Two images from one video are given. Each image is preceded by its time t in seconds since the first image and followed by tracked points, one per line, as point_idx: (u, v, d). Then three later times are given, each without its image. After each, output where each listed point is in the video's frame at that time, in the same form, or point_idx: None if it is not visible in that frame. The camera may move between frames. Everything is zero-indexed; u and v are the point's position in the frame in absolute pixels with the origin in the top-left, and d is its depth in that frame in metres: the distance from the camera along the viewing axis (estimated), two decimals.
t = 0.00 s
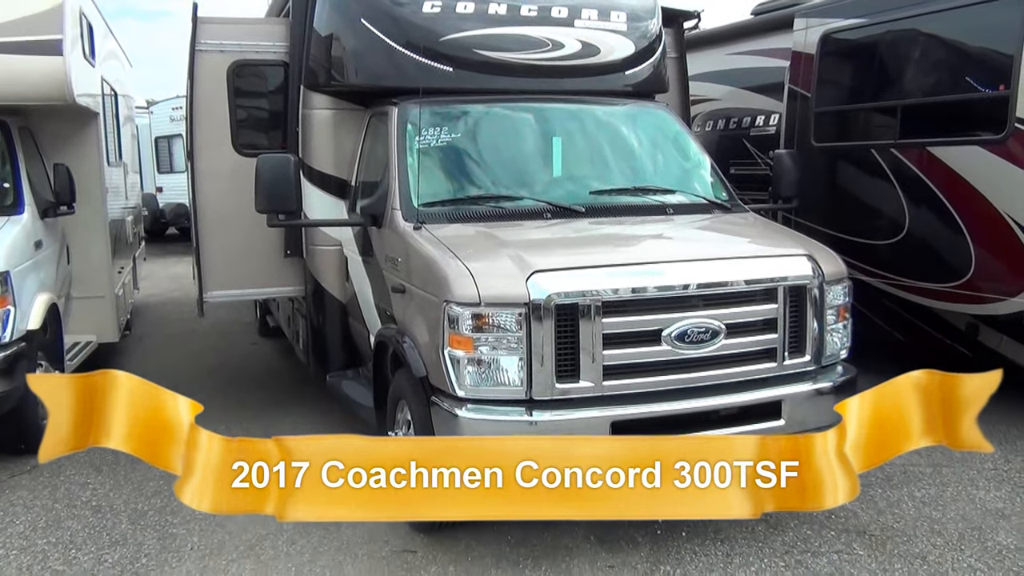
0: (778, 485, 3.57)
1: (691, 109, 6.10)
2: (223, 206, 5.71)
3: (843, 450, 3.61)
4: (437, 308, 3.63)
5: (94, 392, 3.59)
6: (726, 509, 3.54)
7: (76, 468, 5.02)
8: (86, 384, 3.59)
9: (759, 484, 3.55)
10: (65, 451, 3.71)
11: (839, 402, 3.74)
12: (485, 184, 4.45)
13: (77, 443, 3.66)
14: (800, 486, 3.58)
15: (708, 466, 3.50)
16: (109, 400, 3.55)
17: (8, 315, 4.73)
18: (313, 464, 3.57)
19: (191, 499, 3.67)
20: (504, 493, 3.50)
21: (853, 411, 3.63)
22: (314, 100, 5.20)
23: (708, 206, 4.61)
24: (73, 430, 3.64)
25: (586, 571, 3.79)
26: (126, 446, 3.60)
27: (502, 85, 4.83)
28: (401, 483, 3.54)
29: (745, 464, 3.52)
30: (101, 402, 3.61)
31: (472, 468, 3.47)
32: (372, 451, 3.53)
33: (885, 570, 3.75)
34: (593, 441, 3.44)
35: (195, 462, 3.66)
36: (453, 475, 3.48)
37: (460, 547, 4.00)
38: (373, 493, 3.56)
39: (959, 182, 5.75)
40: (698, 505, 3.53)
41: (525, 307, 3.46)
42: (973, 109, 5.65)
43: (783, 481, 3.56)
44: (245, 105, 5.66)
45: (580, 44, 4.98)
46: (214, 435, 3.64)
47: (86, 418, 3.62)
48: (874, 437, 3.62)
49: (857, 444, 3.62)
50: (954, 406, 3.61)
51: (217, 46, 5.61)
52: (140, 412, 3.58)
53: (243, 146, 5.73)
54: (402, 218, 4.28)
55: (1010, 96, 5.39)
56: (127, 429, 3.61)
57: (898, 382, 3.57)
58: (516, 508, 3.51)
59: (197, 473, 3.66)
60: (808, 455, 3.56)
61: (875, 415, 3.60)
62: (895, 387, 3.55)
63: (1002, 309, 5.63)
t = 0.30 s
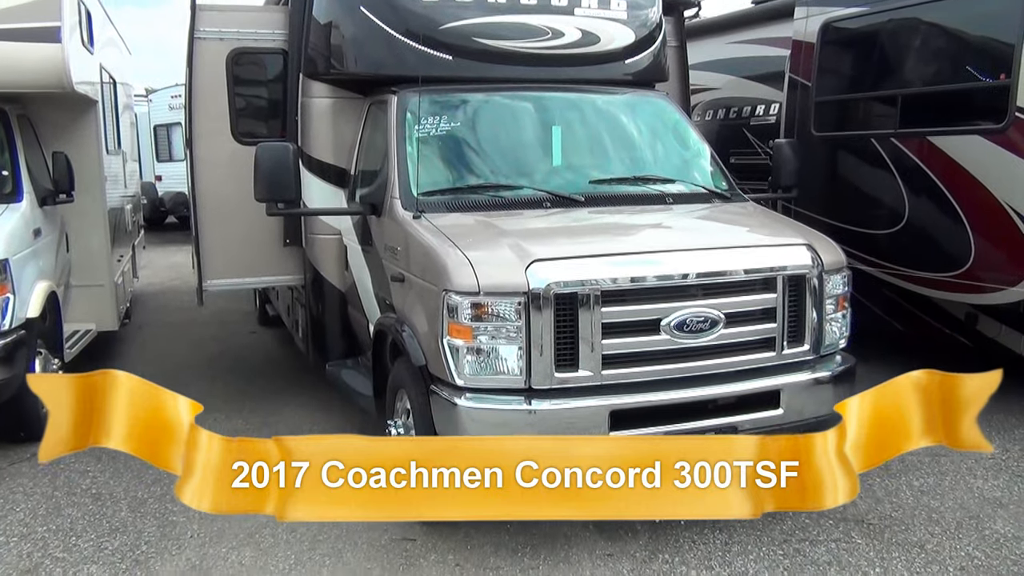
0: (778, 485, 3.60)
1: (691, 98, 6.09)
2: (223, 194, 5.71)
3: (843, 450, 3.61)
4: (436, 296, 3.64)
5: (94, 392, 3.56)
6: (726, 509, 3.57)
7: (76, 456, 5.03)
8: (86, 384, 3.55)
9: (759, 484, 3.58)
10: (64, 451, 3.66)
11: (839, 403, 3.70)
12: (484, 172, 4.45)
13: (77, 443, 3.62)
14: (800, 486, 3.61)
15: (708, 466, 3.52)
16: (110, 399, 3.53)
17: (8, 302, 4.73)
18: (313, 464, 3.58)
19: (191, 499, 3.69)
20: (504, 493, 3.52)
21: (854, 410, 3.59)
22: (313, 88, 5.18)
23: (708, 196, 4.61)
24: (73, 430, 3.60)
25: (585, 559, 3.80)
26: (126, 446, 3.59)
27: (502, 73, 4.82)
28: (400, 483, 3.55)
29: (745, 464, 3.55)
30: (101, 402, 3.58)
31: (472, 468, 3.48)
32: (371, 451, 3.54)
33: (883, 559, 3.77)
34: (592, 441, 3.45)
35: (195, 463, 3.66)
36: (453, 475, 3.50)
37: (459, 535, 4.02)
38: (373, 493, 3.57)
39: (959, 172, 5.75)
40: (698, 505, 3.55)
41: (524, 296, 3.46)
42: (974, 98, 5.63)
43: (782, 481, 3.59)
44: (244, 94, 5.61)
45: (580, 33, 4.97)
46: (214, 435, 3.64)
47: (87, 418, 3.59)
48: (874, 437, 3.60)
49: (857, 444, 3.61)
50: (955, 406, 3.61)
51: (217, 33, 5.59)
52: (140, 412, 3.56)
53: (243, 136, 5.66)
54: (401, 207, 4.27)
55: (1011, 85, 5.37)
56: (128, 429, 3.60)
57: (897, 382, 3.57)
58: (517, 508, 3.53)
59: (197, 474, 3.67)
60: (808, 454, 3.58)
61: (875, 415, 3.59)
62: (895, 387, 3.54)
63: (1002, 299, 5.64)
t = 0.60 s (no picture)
0: (778, 485, 3.61)
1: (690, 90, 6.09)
2: (222, 186, 5.70)
3: (843, 450, 3.61)
4: (435, 288, 3.64)
5: (94, 392, 3.58)
6: (726, 509, 3.57)
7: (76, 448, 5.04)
8: (86, 384, 3.57)
9: (759, 484, 3.58)
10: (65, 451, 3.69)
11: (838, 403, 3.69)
12: (483, 164, 4.45)
13: (77, 443, 3.64)
14: (800, 486, 3.61)
15: (708, 466, 3.53)
16: (109, 399, 3.54)
17: (8, 295, 4.73)
18: (312, 464, 3.60)
19: (191, 499, 3.70)
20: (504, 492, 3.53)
21: (854, 410, 3.60)
22: (313, 79, 5.17)
23: (708, 188, 4.61)
24: (73, 430, 3.62)
25: (585, 551, 3.81)
26: (126, 446, 3.60)
27: (502, 65, 4.81)
28: (401, 483, 3.57)
29: (745, 464, 3.56)
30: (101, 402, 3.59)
31: (472, 467, 3.49)
32: (371, 451, 3.56)
33: (882, 550, 3.78)
34: (592, 441, 3.47)
35: (195, 463, 3.67)
36: (453, 475, 3.51)
37: (459, 526, 4.03)
38: (373, 492, 3.59)
39: (959, 163, 5.74)
40: (698, 505, 3.56)
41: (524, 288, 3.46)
42: (975, 90, 5.61)
43: (783, 481, 3.60)
44: (243, 86, 5.61)
45: (580, 24, 4.96)
46: (214, 435, 3.66)
47: (87, 418, 3.61)
48: (874, 437, 3.61)
49: (857, 443, 3.61)
50: (954, 406, 3.63)
51: (215, 25, 5.57)
52: (140, 411, 3.58)
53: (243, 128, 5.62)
54: (401, 199, 4.27)
55: (1011, 76, 5.37)
56: (128, 428, 3.61)
57: (898, 382, 3.58)
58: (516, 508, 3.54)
59: (197, 474, 3.68)
60: (808, 455, 3.59)
61: (875, 415, 3.60)
62: (896, 387, 3.56)
63: (1002, 290, 5.64)
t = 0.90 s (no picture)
0: (778, 485, 3.64)
1: (691, 85, 6.08)
2: (223, 181, 5.69)
3: (843, 451, 3.63)
4: (435, 283, 3.65)
5: (94, 393, 3.56)
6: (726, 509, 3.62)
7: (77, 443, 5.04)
8: (86, 384, 3.55)
9: (759, 484, 3.62)
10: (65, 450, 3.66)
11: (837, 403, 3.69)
12: (483, 158, 4.44)
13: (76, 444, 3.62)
14: (800, 486, 3.65)
15: (708, 467, 3.57)
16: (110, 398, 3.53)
17: (8, 290, 4.74)
18: (312, 464, 3.66)
19: (191, 499, 3.73)
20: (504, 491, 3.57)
21: (854, 410, 3.60)
22: (313, 74, 5.16)
23: (708, 182, 4.61)
24: (72, 430, 3.60)
25: (585, 546, 3.82)
26: (126, 446, 3.59)
27: (503, 60, 4.81)
28: (401, 483, 3.62)
29: (745, 464, 3.59)
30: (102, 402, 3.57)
31: (471, 468, 3.52)
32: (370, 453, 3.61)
33: (881, 545, 3.78)
34: (591, 441, 3.48)
35: (196, 464, 3.70)
36: (454, 475, 3.55)
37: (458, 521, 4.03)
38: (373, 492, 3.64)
39: (960, 158, 5.73)
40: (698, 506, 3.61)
41: (524, 283, 3.46)
42: (976, 85, 5.60)
43: (782, 481, 3.63)
44: (244, 80, 5.62)
45: (580, 19, 4.95)
46: (213, 435, 3.68)
47: (86, 418, 3.59)
48: (874, 437, 3.62)
49: (857, 444, 3.62)
50: (954, 405, 3.61)
51: (216, 19, 5.56)
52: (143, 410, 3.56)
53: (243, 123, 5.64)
54: (401, 194, 4.27)
55: (1013, 71, 5.34)
56: (127, 429, 3.60)
57: (898, 382, 3.57)
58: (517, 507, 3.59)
59: (197, 474, 3.71)
60: (808, 455, 3.61)
61: (875, 416, 3.59)
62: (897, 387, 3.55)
63: (1002, 286, 5.64)
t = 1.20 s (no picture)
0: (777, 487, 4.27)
1: (691, 83, 6.07)
2: (223, 179, 5.70)
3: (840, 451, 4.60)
4: (436, 282, 3.65)
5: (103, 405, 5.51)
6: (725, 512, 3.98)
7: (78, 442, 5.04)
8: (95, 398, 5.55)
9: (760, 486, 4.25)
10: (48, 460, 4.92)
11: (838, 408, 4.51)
12: (483, 157, 4.45)
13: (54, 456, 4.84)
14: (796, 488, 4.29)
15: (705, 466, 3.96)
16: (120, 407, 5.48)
17: (9, 288, 4.75)
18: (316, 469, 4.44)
19: (194, 498, 4.29)
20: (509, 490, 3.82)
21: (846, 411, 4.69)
22: (314, 73, 5.17)
23: (709, 181, 4.61)
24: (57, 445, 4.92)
25: (585, 544, 3.82)
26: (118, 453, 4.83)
27: (503, 58, 4.81)
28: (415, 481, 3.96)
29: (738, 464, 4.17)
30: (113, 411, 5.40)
31: (471, 468, 3.68)
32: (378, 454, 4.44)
33: (881, 544, 3.78)
34: (589, 438, 3.51)
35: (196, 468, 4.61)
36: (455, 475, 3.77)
37: (459, 521, 4.04)
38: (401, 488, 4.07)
39: (961, 157, 5.73)
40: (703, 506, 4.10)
41: (525, 282, 3.46)
42: (977, 83, 5.60)
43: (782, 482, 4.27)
44: (245, 79, 5.64)
45: (581, 18, 4.96)
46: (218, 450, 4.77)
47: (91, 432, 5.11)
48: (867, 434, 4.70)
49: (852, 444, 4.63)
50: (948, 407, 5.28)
51: (217, 18, 5.56)
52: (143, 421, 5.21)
53: (243, 121, 5.68)
54: (402, 193, 4.27)
55: (1013, 70, 5.34)
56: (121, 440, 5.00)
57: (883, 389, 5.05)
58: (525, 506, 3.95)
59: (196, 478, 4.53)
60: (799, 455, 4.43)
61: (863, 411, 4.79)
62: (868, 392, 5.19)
63: (1003, 284, 5.63)
